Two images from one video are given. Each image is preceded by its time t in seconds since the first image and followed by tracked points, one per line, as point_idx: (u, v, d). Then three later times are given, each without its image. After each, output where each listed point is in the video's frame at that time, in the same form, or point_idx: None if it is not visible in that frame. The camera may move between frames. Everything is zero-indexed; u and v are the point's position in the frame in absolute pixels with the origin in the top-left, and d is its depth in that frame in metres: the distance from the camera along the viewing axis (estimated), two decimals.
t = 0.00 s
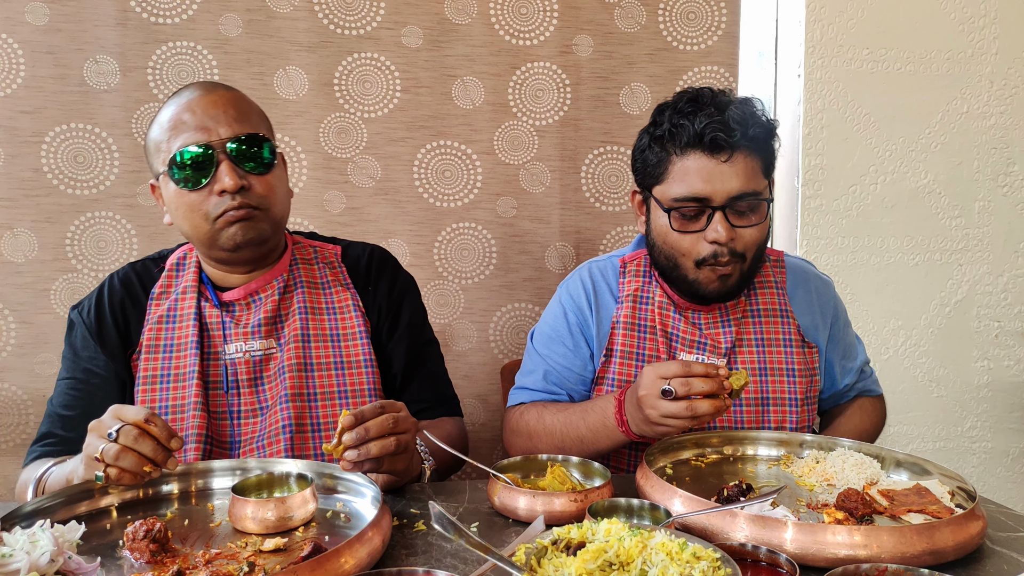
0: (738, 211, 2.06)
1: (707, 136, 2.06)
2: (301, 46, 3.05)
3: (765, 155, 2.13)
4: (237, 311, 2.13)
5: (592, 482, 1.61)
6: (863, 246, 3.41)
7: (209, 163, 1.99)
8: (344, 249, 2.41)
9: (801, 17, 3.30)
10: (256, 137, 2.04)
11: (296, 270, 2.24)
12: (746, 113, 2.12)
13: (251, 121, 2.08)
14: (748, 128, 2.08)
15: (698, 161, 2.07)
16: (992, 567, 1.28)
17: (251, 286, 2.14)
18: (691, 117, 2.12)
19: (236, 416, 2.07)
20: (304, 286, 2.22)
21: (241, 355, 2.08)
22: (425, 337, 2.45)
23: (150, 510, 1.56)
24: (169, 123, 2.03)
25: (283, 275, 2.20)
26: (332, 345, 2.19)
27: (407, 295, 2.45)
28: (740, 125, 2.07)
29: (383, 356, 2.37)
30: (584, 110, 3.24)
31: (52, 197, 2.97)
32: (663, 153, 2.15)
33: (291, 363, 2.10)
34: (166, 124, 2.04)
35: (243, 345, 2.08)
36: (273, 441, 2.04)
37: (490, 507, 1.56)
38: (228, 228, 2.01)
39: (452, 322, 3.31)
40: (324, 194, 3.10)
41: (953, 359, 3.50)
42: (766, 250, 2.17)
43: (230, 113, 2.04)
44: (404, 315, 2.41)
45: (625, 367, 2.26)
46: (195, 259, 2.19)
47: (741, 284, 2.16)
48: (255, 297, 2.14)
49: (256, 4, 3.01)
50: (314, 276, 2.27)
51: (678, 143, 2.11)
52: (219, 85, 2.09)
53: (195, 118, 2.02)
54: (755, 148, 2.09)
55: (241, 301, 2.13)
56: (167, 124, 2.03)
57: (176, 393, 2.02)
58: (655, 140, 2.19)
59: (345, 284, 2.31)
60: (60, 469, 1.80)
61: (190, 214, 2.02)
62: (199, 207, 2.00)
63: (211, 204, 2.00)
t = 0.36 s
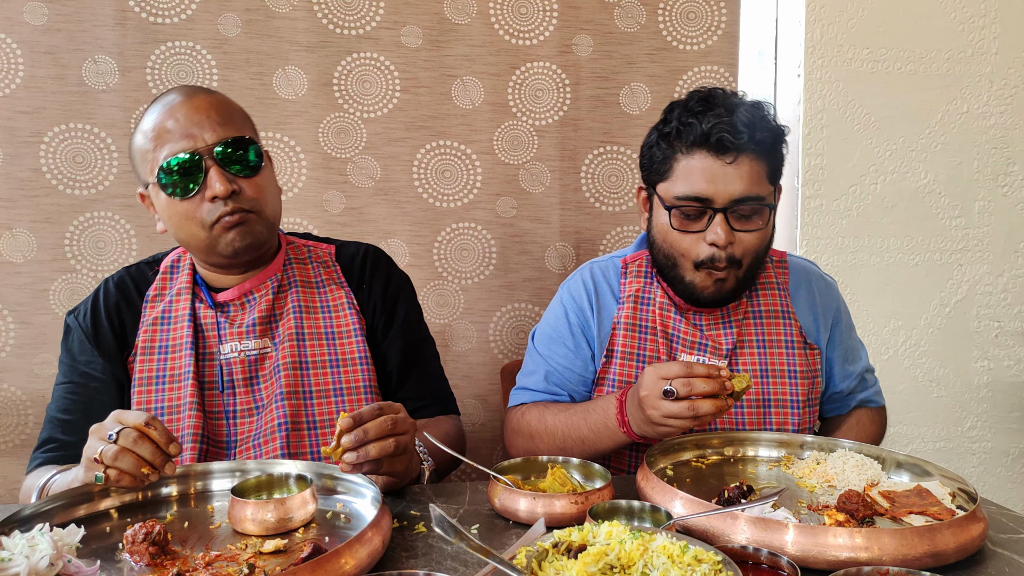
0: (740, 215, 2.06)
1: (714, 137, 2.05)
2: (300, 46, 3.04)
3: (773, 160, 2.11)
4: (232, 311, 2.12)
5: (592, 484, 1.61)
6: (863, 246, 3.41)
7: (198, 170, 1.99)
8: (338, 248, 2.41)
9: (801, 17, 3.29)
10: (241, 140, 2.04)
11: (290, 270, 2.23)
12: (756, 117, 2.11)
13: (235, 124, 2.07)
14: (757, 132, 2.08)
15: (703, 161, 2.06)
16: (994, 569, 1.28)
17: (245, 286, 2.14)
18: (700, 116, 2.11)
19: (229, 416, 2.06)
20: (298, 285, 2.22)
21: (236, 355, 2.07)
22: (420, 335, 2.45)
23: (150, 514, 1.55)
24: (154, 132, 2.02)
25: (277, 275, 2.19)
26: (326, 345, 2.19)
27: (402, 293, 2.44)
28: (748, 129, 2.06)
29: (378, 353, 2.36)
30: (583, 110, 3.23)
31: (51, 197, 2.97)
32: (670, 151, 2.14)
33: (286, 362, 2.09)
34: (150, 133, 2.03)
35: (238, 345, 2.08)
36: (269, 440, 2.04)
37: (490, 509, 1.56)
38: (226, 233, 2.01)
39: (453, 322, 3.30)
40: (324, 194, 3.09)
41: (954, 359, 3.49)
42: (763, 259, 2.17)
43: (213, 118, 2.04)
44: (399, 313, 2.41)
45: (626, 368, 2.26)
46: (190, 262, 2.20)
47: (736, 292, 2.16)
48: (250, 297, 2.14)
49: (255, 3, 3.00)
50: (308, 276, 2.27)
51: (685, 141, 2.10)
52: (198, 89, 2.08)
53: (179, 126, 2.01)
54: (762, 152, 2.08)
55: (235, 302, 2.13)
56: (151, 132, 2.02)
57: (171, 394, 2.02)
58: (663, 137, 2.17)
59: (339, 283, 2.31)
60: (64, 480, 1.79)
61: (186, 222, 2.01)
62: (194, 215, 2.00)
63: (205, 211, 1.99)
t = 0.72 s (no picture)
0: (754, 220, 2.05)
1: (733, 142, 2.03)
2: (302, 47, 3.04)
3: (791, 167, 2.10)
4: (228, 312, 2.13)
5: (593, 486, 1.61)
6: (865, 247, 3.41)
7: (191, 183, 1.98)
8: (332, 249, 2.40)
9: (804, 18, 3.28)
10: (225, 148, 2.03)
11: (285, 271, 2.23)
12: (776, 123, 2.09)
13: (216, 132, 2.05)
14: (777, 140, 2.05)
15: (720, 165, 2.05)
16: (998, 572, 1.28)
17: (241, 287, 2.14)
18: (720, 121, 2.09)
19: (227, 416, 2.07)
20: (293, 286, 2.22)
21: (232, 356, 2.07)
22: (417, 333, 2.45)
23: (155, 515, 1.56)
24: (137, 149, 2.00)
25: (273, 275, 2.19)
26: (323, 345, 2.18)
27: (397, 292, 2.44)
28: (767, 136, 2.04)
29: (374, 353, 2.36)
30: (585, 111, 3.23)
31: (52, 198, 2.97)
32: (687, 152, 2.13)
33: (283, 363, 2.09)
34: (131, 150, 2.01)
35: (235, 346, 2.08)
36: (266, 440, 2.04)
37: (493, 511, 1.56)
38: (229, 244, 2.02)
39: (454, 323, 3.30)
40: (325, 195, 3.09)
41: (956, 360, 3.49)
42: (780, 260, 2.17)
43: (194, 128, 2.01)
44: (395, 312, 2.40)
45: (630, 371, 2.26)
46: (185, 266, 2.20)
47: (751, 290, 2.16)
48: (245, 299, 2.14)
49: (257, 4, 3.00)
50: (303, 276, 2.27)
51: (704, 145, 2.08)
52: (172, 100, 2.05)
53: (161, 141, 1.98)
54: (780, 159, 2.06)
55: (230, 303, 2.13)
56: (134, 150, 2.00)
57: (170, 397, 2.03)
58: (679, 138, 2.16)
59: (334, 282, 2.31)
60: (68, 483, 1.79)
61: (187, 237, 2.01)
62: (195, 229, 2.00)
63: (205, 225, 2.00)
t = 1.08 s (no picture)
0: (765, 224, 2.04)
1: (744, 146, 2.03)
2: (303, 47, 3.04)
3: (801, 170, 2.09)
4: (224, 313, 2.13)
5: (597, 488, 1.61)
6: (867, 248, 3.41)
7: (178, 193, 1.97)
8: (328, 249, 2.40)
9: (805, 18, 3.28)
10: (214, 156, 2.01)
11: (282, 272, 2.23)
12: (786, 126, 2.08)
13: (206, 139, 2.03)
14: (787, 143, 2.04)
15: (729, 168, 2.05)
16: (1001, 573, 1.28)
17: (239, 288, 2.14)
18: (731, 124, 2.08)
19: (224, 417, 2.07)
20: (290, 286, 2.22)
21: (230, 357, 2.07)
22: (414, 331, 2.46)
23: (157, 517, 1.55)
24: (125, 157, 1.98)
25: (269, 277, 2.19)
26: (321, 345, 2.18)
27: (394, 291, 2.44)
28: (778, 139, 2.03)
29: (371, 352, 2.36)
30: (587, 111, 3.23)
31: (54, 198, 2.97)
32: (696, 155, 2.13)
33: (280, 364, 2.10)
34: (122, 157, 1.99)
35: (231, 347, 2.08)
36: (264, 440, 2.05)
37: (496, 511, 1.56)
38: (214, 252, 2.02)
39: (456, 323, 3.30)
40: (326, 195, 3.09)
41: (958, 360, 3.49)
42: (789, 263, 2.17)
43: (183, 137, 1.99)
44: (392, 311, 2.41)
45: (634, 371, 2.26)
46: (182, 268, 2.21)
47: (759, 291, 2.15)
48: (242, 300, 2.14)
49: (258, 4, 3.00)
50: (299, 275, 2.27)
51: (714, 148, 2.08)
52: (162, 106, 2.03)
53: (148, 150, 1.97)
54: (791, 162, 2.05)
55: (227, 304, 2.13)
56: (124, 158, 1.99)
57: (168, 399, 2.04)
58: (687, 141, 2.17)
59: (330, 282, 2.31)
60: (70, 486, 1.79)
61: (173, 245, 2.02)
62: (180, 237, 2.00)
63: (191, 233, 1.99)
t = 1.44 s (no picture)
0: (769, 227, 2.03)
1: (751, 147, 2.02)
2: (305, 46, 3.04)
3: (808, 172, 2.08)
4: (221, 313, 2.12)
5: (602, 487, 1.61)
6: (868, 247, 3.40)
7: (167, 197, 1.97)
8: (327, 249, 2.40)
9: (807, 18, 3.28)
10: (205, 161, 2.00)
11: (279, 272, 2.23)
12: (794, 128, 2.07)
13: (198, 143, 2.02)
14: (795, 145, 2.03)
15: (736, 169, 2.04)
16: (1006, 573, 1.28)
17: (236, 288, 2.13)
18: (740, 125, 2.07)
19: (222, 416, 2.07)
20: (287, 286, 2.22)
21: (226, 358, 2.07)
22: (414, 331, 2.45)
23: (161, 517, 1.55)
24: (118, 162, 1.99)
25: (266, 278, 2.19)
26: (319, 344, 2.18)
27: (392, 290, 2.44)
28: (786, 141, 2.02)
29: (369, 352, 2.36)
30: (589, 110, 3.23)
31: (55, 197, 2.97)
32: (703, 155, 2.12)
33: (278, 364, 2.10)
34: (113, 158, 2.01)
35: (229, 347, 2.08)
36: (262, 439, 2.05)
37: (500, 511, 1.56)
38: (201, 257, 2.01)
39: (458, 322, 3.30)
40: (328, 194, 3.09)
41: (960, 359, 3.49)
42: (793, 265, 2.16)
43: (174, 141, 1.99)
44: (390, 310, 2.40)
45: (639, 372, 2.27)
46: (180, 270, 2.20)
47: (761, 293, 2.15)
48: (239, 300, 2.14)
49: (260, 3, 3.00)
50: (297, 275, 2.27)
51: (721, 148, 2.07)
52: (157, 109, 2.03)
53: (139, 154, 1.97)
54: (798, 165, 2.04)
55: (224, 305, 2.13)
56: (117, 161, 1.99)
57: (166, 400, 2.04)
58: (696, 140, 2.16)
59: (327, 281, 2.31)
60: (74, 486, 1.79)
61: (163, 248, 2.02)
62: (168, 241, 2.00)
63: (178, 237, 1.99)
